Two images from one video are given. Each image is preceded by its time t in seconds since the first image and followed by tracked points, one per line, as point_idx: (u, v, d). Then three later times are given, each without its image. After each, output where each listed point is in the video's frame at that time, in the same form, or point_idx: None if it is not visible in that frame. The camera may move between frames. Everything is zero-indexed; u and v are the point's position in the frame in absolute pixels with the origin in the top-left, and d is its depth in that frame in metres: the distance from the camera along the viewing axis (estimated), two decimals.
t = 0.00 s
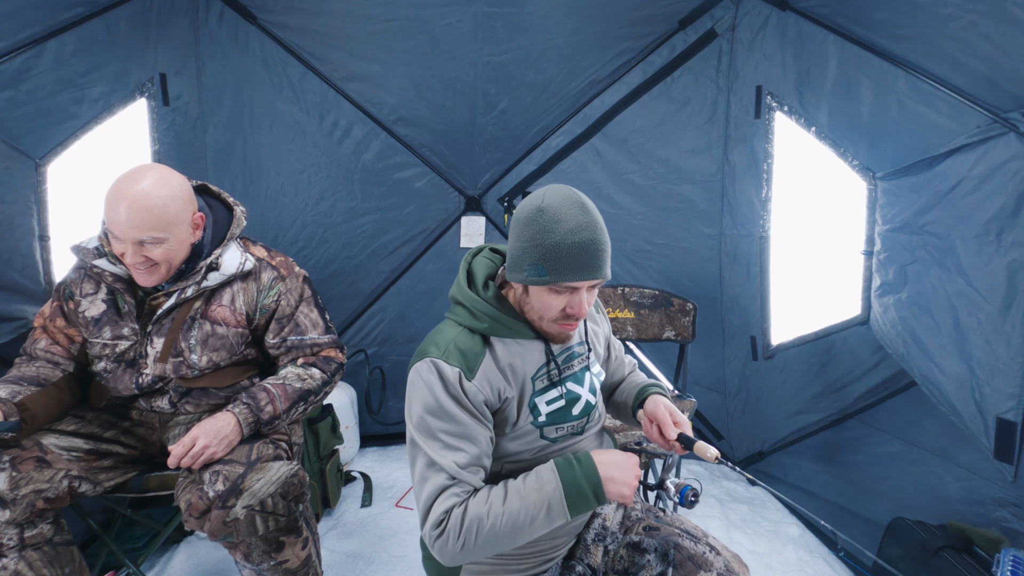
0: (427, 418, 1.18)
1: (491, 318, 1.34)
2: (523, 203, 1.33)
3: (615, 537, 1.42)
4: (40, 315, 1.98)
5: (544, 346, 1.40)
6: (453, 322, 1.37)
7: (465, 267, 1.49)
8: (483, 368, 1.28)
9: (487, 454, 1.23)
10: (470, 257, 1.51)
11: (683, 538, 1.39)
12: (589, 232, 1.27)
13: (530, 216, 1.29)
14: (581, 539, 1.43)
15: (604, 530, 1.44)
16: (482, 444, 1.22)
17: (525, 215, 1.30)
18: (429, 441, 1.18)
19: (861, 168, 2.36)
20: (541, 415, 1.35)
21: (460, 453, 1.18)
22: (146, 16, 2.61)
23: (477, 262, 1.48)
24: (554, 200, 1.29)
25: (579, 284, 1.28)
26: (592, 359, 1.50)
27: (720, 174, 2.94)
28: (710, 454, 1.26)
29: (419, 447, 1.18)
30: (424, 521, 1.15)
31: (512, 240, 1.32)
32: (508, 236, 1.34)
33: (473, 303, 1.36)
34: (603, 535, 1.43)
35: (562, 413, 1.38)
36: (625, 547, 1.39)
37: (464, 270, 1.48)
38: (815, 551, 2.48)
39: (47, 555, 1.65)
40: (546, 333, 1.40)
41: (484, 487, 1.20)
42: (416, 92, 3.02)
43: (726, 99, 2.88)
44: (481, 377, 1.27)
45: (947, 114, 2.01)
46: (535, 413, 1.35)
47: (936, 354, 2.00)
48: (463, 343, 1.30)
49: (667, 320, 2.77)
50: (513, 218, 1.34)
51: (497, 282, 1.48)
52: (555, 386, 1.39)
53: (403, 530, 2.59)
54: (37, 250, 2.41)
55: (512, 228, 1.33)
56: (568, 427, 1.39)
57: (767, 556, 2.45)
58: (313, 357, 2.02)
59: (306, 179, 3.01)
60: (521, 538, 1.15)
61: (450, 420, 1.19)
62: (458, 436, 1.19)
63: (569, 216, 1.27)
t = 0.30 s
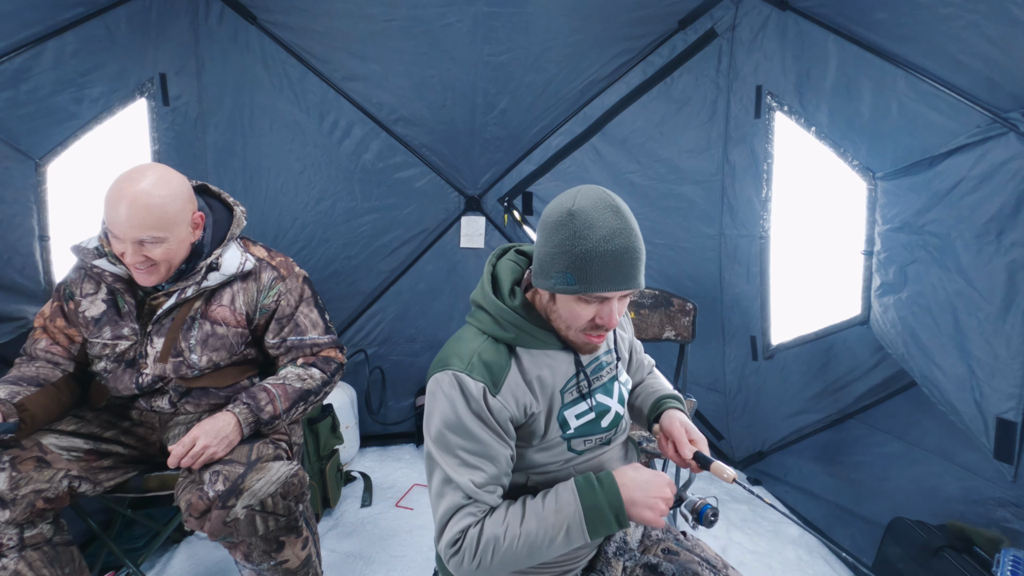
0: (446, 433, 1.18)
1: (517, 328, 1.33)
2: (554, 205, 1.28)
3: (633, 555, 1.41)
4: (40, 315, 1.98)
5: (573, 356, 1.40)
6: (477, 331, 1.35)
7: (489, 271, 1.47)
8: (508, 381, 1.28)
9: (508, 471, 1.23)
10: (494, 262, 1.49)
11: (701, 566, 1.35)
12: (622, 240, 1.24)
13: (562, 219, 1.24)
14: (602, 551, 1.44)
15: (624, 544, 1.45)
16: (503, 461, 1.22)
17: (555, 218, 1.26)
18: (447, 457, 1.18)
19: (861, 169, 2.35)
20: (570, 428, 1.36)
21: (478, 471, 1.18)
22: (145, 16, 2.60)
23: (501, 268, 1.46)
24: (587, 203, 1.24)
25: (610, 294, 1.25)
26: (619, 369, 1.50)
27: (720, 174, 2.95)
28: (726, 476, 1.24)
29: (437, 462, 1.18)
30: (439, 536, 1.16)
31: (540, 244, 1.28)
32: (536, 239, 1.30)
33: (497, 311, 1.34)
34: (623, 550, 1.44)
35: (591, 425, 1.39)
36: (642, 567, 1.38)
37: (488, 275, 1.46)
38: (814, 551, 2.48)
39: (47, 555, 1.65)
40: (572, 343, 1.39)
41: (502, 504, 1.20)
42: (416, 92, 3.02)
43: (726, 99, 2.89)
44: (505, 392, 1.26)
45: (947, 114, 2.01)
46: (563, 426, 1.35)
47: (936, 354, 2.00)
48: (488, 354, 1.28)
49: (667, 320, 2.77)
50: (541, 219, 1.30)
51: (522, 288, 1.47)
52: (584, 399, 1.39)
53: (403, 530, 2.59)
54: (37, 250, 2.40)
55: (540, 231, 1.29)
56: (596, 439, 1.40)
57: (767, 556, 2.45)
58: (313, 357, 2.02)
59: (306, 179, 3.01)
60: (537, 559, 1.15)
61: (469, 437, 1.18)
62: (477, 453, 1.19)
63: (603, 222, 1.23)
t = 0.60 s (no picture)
0: (459, 445, 1.18)
1: (532, 338, 1.32)
2: (575, 213, 1.26)
3: (641, 563, 1.39)
4: (40, 315, 1.97)
5: (589, 368, 1.39)
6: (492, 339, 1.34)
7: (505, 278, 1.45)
8: (522, 394, 1.27)
9: (518, 483, 1.24)
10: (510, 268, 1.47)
11: None
12: (644, 254, 1.22)
13: (583, 230, 1.22)
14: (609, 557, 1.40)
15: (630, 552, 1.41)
16: (514, 475, 1.22)
17: (576, 228, 1.23)
18: (458, 468, 1.19)
19: (861, 169, 2.35)
20: (583, 440, 1.36)
21: (489, 484, 1.18)
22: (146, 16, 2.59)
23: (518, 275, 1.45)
24: (610, 214, 1.21)
25: (629, 310, 1.24)
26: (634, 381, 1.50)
27: (720, 174, 2.95)
28: (734, 490, 1.24)
29: (448, 473, 1.19)
30: (448, 546, 1.18)
31: (559, 254, 1.27)
32: (555, 248, 1.28)
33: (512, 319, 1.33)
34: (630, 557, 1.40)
35: (605, 437, 1.39)
36: None
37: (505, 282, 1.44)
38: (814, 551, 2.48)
39: (47, 555, 1.65)
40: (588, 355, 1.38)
41: (512, 518, 1.22)
42: (416, 92, 3.03)
43: (726, 99, 2.89)
44: (519, 405, 1.25)
45: (947, 115, 2.01)
46: (577, 438, 1.35)
47: (936, 354, 2.00)
48: (504, 365, 1.27)
49: (667, 320, 2.76)
50: (561, 227, 1.27)
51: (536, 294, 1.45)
52: (598, 411, 1.39)
53: (403, 530, 2.59)
54: (37, 250, 2.40)
55: (560, 240, 1.27)
56: (608, 450, 1.40)
57: (766, 556, 2.45)
58: (313, 357, 2.02)
59: (306, 179, 3.01)
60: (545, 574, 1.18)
61: (482, 450, 1.19)
62: (489, 466, 1.19)
63: (626, 235, 1.21)
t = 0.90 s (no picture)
0: (464, 445, 1.18)
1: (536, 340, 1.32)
2: (581, 215, 1.26)
3: (642, 564, 1.38)
4: (40, 315, 1.97)
5: (592, 370, 1.39)
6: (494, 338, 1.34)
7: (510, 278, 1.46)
8: (526, 396, 1.27)
9: (523, 483, 1.24)
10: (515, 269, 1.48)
11: None
12: (649, 258, 1.22)
13: (588, 232, 1.22)
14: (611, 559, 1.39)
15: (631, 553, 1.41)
16: (519, 474, 1.22)
17: (581, 230, 1.24)
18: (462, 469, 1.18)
19: (861, 169, 2.35)
20: (585, 441, 1.36)
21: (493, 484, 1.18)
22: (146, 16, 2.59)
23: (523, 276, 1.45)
24: (615, 217, 1.22)
25: (633, 313, 1.25)
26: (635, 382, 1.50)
27: (720, 173, 2.95)
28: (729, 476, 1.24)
29: (453, 474, 1.18)
30: (453, 548, 1.17)
31: (563, 256, 1.27)
32: (559, 249, 1.29)
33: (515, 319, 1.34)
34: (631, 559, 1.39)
35: (607, 438, 1.39)
36: None
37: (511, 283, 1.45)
38: (814, 551, 2.48)
39: (47, 555, 1.65)
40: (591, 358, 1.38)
41: (517, 518, 1.21)
42: (416, 92, 3.03)
43: (726, 99, 2.89)
44: (522, 405, 1.25)
45: (947, 115, 2.01)
46: (579, 439, 1.35)
47: (936, 354, 2.00)
48: (507, 365, 1.27)
49: (667, 320, 2.76)
50: (566, 229, 1.28)
51: (539, 296, 1.45)
52: (600, 412, 1.39)
53: (403, 530, 2.59)
54: (37, 250, 2.39)
55: (564, 242, 1.28)
56: (610, 452, 1.40)
57: (767, 556, 2.45)
58: (313, 357, 2.02)
59: (306, 179, 3.01)
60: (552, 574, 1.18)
61: (486, 449, 1.18)
62: (494, 467, 1.19)
63: (631, 238, 1.21)
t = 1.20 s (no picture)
0: (473, 443, 1.17)
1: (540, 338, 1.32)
2: (582, 214, 1.27)
3: (644, 567, 1.38)
4: (40, 315, 1.97)
5: (596, 369, 1.39)
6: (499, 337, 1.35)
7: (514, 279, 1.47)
8: (533, 395, 1.27)
9: (530, 482, 1.24)
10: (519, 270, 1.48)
11: None
12: (649, 255, 1.23)
13: (589, 231, 1.23)
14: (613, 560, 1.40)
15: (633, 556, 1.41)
16: (527, 472, 1.23)
17: (581, 229, 1.24)
18: (471, 467, 1.18)
19: (861, 169, 2.35)
20: (589, 440, 1.35)
21: (503, 482, 1.18)
22: (146, 16, 2.58)
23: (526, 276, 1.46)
24: (616, 215, 1.22)
25: (634, 312, 1.25)
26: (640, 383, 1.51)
27: (720, 174, 2.95)
28: (741, 486, 1.24)
29: (462, 472, 1.17)
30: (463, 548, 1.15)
31: (564, 255, 1.28)
32: (560, 249, 1.30)
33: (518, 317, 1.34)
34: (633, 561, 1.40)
35: (611, 438, 1.39)
36: None
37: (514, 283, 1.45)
38: (814, 551, 2.48)
39: (47, 555, 1.66)
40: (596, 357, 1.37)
41: (525, 518, 1.21)
42: (416, 92, 3.03)
43: (725, 99, 2.89)
44: (529, 404, 1.25)
45: (947, 115, 2.00)
46: (583, 438, 1.35)
47: (936, 354, 2.00)
48: (512, 362, 1.27)
49: (667, 320, 2.76)
50: (568, 228, 1.29)
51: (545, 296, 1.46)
52: (605, 412, 1.39)
53: (403, 530, 2.59)
54: (37, 250, 2.39)
55: (565, 241, 1.28)
56: (615, 452, 1.40)
57: (767, 556, 2.45)
58: (312, 357, 2.02)
59: (306, 179, 3.01)
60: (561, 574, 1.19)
61: (496, 447, 1.18)
62: (504, 465, 1.19)
63: (631, 235, 1.22)
